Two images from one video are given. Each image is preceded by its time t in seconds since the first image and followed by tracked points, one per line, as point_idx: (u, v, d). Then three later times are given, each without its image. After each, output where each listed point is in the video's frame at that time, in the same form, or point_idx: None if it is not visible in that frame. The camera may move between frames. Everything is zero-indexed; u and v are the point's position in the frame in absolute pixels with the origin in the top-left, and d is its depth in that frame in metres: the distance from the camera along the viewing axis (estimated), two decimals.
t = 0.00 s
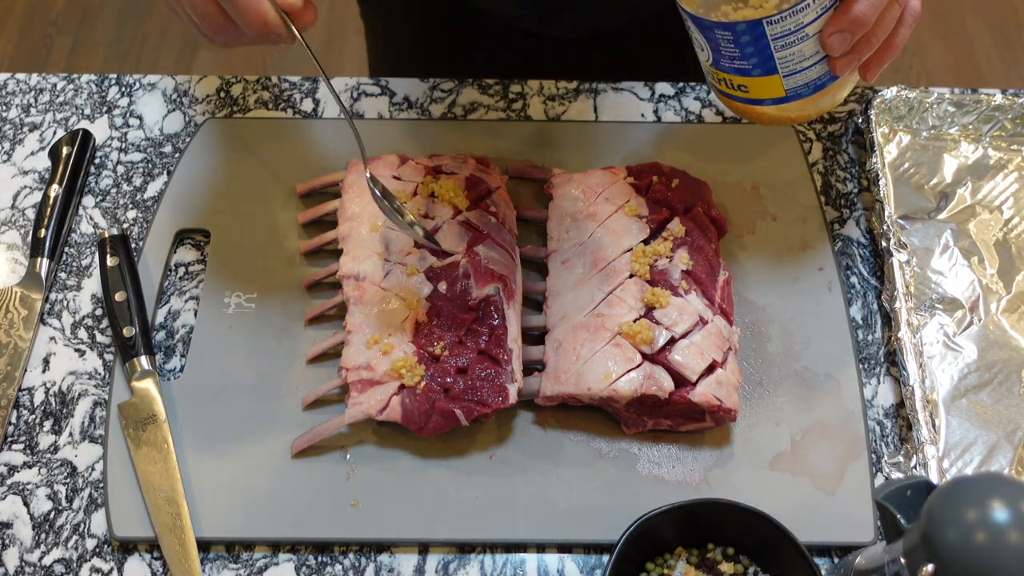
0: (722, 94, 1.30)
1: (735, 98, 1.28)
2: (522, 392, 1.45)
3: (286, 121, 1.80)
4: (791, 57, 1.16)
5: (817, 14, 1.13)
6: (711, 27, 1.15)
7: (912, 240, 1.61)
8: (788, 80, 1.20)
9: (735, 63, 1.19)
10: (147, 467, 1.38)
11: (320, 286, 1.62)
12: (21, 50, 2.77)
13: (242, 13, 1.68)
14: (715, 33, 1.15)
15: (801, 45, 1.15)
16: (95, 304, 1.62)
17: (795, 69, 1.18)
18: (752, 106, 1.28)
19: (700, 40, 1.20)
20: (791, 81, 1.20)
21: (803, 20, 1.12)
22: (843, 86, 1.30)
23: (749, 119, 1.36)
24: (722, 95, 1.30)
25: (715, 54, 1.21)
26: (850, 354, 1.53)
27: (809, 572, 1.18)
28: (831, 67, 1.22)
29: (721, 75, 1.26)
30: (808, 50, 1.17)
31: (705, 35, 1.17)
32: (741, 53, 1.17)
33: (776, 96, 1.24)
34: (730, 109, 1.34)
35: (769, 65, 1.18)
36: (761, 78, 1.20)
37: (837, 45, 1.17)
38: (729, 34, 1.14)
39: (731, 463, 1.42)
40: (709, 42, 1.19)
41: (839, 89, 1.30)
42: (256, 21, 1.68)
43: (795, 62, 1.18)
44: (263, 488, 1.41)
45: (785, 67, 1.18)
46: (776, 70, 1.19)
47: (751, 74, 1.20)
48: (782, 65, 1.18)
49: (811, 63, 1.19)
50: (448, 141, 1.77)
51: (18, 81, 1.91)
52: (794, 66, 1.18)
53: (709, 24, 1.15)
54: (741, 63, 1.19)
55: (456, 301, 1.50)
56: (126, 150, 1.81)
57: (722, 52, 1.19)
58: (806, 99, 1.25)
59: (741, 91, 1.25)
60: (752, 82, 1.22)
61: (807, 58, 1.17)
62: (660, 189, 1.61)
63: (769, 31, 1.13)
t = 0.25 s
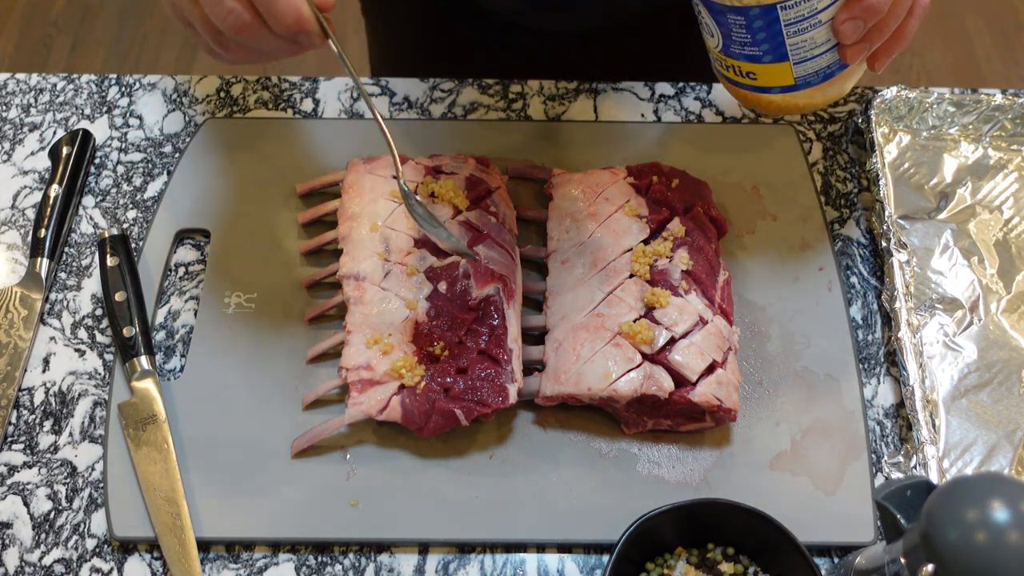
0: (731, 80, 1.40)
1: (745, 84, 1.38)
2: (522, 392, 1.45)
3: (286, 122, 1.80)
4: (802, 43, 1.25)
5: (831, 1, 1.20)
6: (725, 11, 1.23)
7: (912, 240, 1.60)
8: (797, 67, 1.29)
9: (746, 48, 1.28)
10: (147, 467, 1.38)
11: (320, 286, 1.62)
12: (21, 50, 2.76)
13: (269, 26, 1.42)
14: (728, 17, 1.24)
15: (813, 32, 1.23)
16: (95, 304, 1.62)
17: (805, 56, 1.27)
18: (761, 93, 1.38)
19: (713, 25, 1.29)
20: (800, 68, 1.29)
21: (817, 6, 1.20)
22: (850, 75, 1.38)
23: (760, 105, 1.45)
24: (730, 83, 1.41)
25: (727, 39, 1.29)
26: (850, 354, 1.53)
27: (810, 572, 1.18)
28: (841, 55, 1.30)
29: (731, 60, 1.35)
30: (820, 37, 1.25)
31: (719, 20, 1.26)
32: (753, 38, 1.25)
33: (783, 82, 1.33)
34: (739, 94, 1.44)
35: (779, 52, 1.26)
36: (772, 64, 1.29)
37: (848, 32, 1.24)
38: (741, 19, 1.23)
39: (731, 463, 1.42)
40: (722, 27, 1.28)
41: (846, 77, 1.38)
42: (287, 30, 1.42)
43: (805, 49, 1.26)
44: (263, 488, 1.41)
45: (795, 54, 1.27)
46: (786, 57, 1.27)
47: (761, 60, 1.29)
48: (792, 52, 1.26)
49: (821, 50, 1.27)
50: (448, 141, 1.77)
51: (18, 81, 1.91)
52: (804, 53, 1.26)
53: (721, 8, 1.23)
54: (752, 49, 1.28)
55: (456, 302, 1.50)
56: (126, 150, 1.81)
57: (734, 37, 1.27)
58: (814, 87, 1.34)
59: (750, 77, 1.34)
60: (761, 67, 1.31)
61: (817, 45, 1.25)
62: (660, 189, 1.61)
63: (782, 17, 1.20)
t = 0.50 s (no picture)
0: (750, 77, 1.45)
1: (763, 82, 1.43)
2: (522, 392, 1.45)
3: (286, 121, 1.80)
4: (822, 43, 1.29)
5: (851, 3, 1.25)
6: (747, 12, 1.28)
7: (912, 240, 1.60)
8: (815, 65, 1.34)
9: (766, 48, 1.33)
10: (147, 467, 1.38)
11: (320, 286, 1.61)
12: (21, 51, 2.76)
13: (226, 74, 1.44)
14: (750, 18, 1.29)
15: (832, 33, 1.28)
16: (95, 304, 1.62)
17: (824, 55, 1.31)
18: (779, 90, 1.42)
19: (735, 26, 1.34)
20: (819, 67, 1.34)
21: (837, 8, 1.24)
22: (866, 71, 1.43)
23: (778, 101, 1.50)
24: (750, 80, 1.46)
25: (748, 39, 1.34)
26: (850, 354, 1.53)
27: (810, 572, 1.18)
28: (860, 54, 1.34)
29: (751, 58, 1.40)
30: (839, 37, 1.29)
31: (740, 21, 1.31)
32: (774, 38, 1.30)
33: (802, 79, 1.38)
34: (757, 90, 1.49)
35: (799, 51, 1.31)
36: (791, 63, 1.34)
37: (867, 33, 1.28)
38: (763, 20, 1.27)
39: (731, 463, 1.42)
40: (743, 27, 1.32)
41: (863, 74, 1.42)
42: (247, 70, 1.44)
43: (824, 49, 1.30)
44: (263, 488, 1.41)
45: (815, 53, 1.31)
46: (806, 56, 1.32)
47: (781, 59, 1.34)
48: (811, 52, 1.31)
49: (840, 49, 1.31)
50: (448, 141, 1.77)
51: (18, 81, 1.91)
52: (823, 52, 1.31)
53: (744, 10, 1.28)
54: (772, 48, 1.33)
55: (456, 302, 1.50)
56: (126, 150, 1.81)
57: (755, 36, 1.32)
58: (832, 84, 1.39)
59: (769, 75, 1.39)
60: (781, 66, 1.36)
61: (836, 45, 1.30)
62: (660, 189, 1.61)
63: (803, 19, 1.25)
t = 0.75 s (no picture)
0: (745, 75, 1.45)
1: (758, 80, 1.43)
2: (522, 392, 1.45)
3: (286, 121, 1.80)
4: (815, 41, 1.28)
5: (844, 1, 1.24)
6: (739, 11, 1.28)
7: (912, 240, 1.60)
8: (809, 64, 1.33)
9: (760, 46, 1.33)
10: (146, 467, 1.38)
11: (320, 286, 1.61)
12: (22, 51, 2.77)
13: (180, 210, 1.28)
14: (742, 17, 1.28)
15: (825, 31, 1.27)
16: (95, 304, 1.62)
17: (817, 54, 1.31)
18: (774, 88, 1.42)
19: (727, 24, 1.34)
20: (812, 65, 1.33)
21: (830, 6, 1.23)
22: (862, 69, 1.42)
23: (774, 100, 1.50)
24: (745, 78, 1.46)
25: (740, 38, 1.34)
26: (850, 354, 1.53)
27: (809, 572, 1.18)
28: (854, 52, 1.33)
29: (745, 57, 1.40)
30: (832, 35, 1.28)
31: (733, 19, 1.31)
32: (766, 36, 1.30)
33: (796, 78, 1.37)
34: (752, 88, 1.49)
35: (792, 49, 1.31)
36: (784, 62, 1.34)
37: (860, 31, 1.28)
38: (755, 19, 1.27)
39: (731, 463, 1.42)
40: (735, 26, 1.32)
41: (858, 72, 1.42)
42: (207, 211, 1.27)
43: (817, 47, 1.30)
44: (263, 488, 1.41)
45: (808, 52, 1.31)
46: (799, 54, 1.31)
47: (774, 57, 1.34)
48: (805, 50, 1.30)
49: (834, 48, 1.31)
50: (448, 141, 1.77)
51: (18, 81, 1.91)
52: (816, 51, 1.30)
53: (735, 10, 1.28)
54: (765, 47, 1.33)
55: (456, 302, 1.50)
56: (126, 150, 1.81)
57: (748, 35, 1.32)
58: (827, 82, 1.38)
59: (763, 73, 1.39)
60: (774, 65, 1.35)
61: (830, 43, 1.29)
62: (660, 189, 1.61)
63: (795, 17, 1.24)
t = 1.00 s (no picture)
0: (758, 73, 1.45)
1: (771, 78, 1.43)
2: (522, 392, 1.45)
3: (286, 122, 1.80)
4: (831, 37, 1.29)
5: None
6: (755, 9, 1.28)
7: (912, 240, 1.61)
8: (824, 60, 1.34)
9: (774, 43, 1.33)
10: (147, 467, 1.38)
11: (319, 286, 1.61)
12: (22, 51, 2.77)
13: (234, 154, 1.41)
14: (758, 15, 1.29)
15: (841, 26, 1.28)
16: (95, 304, 1.63)
17: (833, 49, 1.31)
18: (788, 85, 1.43)
19: (741, 22, 1.34)
20: (828, 61, 1.34)
21: (846, 2, 1.24)
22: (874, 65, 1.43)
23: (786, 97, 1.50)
24: (757, 76, 1.46)
25: (755, 35, 1.35)
26: (850, 354, 1.53)
27: (810, 572, 1.19)
28: (869, 47, 1.34)
29: (758, 55, 1.40)
30: (848, 30, 1.29)
31: (749, 17, 1.31)
32: (782, 33, 1.30)
33: (810, 74, 1.38)
34: (764, 86, 1.49)
35: (808, 46, 1.31)
36: (799, 58, 1.34)
37: (877, 25, 1.29)
38: (771, 16, 1.28)
39: (730, 463, 1.42)
40: (750, 24, 1.33)
41: (871, 67, 1.43)
42: (253, 143, 1.42)
43: (833, 43, 1.31)
44: (263, 488, 1.41)
45: (824, 48, 1.31)
46: (815, 50, 1.32)
47: (789, 54, 1.34)
48: (821, 46, 1.31)
49: (850, 43, 1.31)
50: (448, 142, 1.77)
51: (18, 81, 1.91)
52: (832, 46, 1.31)
53: (752, 7, 1.28)
54: (780, 44, 1.33)
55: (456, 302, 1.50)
56: (126, 150, 1.81)
57: (763, 33, 1.33)
58: (841, 78, 1.39)
59: (777, 70, 1.40)
60: (789, 61, 1.36)
61: (845, 38, 1.30)
62: (660, 189, 1.61)
63: (813, 13, 1.25)
